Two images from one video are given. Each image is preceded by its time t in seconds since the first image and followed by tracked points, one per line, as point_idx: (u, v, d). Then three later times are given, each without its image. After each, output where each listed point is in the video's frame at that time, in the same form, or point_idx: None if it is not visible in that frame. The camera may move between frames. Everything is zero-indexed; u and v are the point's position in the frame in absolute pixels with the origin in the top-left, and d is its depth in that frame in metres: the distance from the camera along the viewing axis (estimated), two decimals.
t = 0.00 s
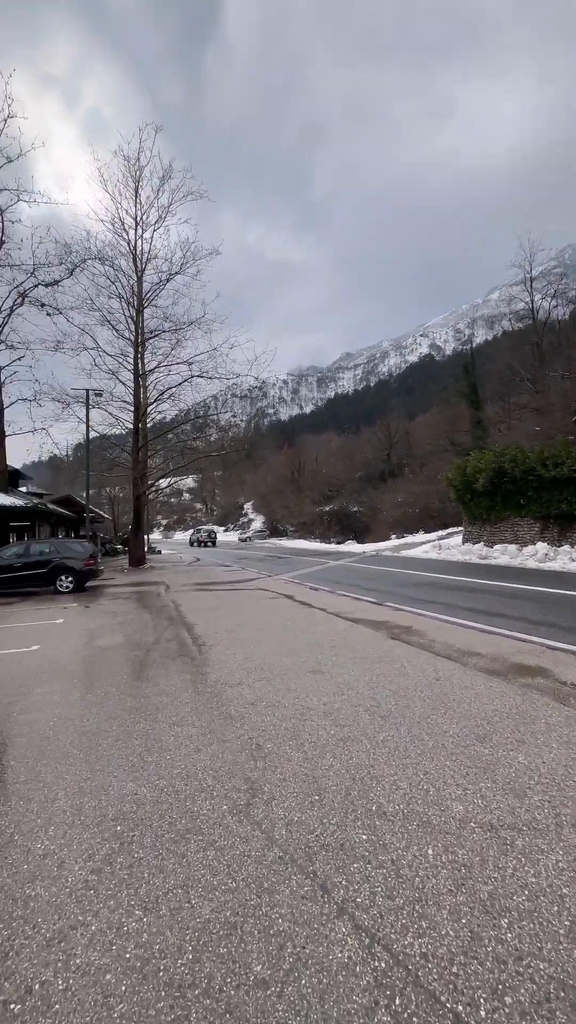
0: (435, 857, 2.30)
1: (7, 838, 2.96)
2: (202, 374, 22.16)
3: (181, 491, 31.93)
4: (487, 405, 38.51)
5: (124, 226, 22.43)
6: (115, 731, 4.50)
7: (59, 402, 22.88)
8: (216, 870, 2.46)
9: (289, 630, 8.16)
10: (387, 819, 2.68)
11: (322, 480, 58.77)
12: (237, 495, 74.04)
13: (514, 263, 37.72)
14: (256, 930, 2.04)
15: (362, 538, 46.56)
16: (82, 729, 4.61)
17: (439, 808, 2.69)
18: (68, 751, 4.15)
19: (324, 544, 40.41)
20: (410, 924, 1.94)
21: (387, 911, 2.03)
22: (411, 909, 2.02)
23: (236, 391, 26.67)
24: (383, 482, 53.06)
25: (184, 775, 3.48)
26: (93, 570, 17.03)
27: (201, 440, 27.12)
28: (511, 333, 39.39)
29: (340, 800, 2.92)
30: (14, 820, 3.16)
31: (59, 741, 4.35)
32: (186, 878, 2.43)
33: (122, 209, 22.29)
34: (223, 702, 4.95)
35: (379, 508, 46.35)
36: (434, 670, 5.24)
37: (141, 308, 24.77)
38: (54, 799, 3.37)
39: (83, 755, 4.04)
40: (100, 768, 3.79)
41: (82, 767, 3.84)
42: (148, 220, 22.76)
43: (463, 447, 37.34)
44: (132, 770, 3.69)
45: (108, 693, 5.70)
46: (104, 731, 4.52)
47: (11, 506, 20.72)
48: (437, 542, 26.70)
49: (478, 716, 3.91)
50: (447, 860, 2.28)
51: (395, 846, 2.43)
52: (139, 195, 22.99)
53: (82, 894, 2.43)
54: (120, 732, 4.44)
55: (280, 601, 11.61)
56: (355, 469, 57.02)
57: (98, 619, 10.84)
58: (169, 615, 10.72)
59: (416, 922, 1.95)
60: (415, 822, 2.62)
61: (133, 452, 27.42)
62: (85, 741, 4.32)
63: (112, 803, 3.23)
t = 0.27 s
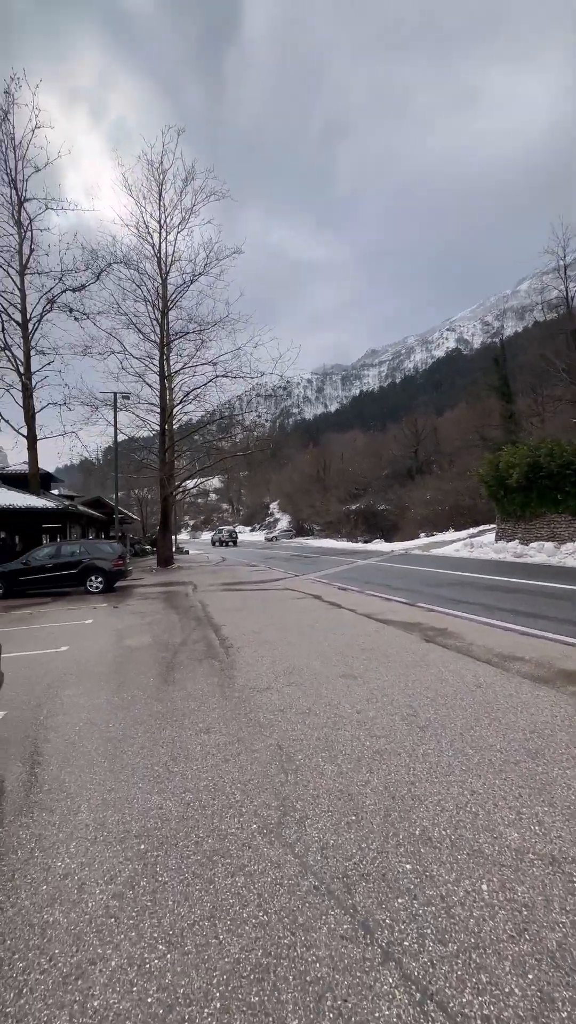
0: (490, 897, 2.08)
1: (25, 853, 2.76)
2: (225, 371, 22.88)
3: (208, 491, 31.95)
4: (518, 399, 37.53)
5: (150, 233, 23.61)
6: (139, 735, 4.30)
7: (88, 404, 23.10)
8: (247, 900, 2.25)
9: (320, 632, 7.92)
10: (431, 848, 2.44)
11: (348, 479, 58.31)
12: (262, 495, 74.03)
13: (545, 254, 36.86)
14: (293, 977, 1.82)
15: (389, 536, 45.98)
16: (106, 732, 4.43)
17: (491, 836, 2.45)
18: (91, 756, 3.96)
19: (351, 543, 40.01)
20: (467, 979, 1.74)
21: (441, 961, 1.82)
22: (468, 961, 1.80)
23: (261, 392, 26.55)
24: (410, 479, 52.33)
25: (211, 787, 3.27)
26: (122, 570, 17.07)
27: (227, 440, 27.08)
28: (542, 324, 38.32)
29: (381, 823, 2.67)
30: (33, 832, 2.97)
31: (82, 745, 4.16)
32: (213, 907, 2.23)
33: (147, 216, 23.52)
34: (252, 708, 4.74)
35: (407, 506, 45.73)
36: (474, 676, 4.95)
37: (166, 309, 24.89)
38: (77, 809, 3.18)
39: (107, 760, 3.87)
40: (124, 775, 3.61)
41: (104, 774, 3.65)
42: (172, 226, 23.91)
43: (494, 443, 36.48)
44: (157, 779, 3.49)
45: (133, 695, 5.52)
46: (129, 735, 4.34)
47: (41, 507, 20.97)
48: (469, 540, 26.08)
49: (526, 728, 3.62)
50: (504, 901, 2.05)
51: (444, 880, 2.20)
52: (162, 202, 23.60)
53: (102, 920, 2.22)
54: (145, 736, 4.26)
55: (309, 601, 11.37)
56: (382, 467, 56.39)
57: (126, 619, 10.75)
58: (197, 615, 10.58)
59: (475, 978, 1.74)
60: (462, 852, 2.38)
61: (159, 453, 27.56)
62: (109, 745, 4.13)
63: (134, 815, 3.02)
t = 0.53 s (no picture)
0: (542, 960, 1.78)
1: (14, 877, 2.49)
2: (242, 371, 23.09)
3: (226, 492, 31.83)
4: (542, 396, 36.64)
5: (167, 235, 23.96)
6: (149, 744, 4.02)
7: (107, 406, 23.14)
8: (256, 947, 1.96)
9: (339, 636, 7.62)
10: (469, 895, 2.13)
11: (367, 479, 57.81)
12: (280, 496, 73.80)
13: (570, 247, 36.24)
14: None
15: (409, 537, 45.38)
16: (114, 740, 4.15)
17: (540, 884, 2.14)
18: (94, 767, 3.68)
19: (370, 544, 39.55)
20: None
21: None
22: None
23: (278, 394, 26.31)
24: (431, 479, 51.62)
25: (221, 808, 2.98)
26: (139, 571, 16.97)
27: (245, 442, 26.91)
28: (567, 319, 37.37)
29: (412, 862, 2.37)
30: (24, 851, 2.69)
31: (88, 756, 3.88)
32: (219, 955, 1.95)
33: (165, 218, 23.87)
34: (267, 718, 4.43)
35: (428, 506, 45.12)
36: (507, 686, 4.61)
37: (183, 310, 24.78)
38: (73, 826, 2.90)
39: (110, 771, 3.60)
40: (126, 789, 3.33)
41: (108, 787, 3.37)
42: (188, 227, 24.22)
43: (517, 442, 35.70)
44: (163, 795, 3.22)
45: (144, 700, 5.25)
46: (137, 743, 4.06)
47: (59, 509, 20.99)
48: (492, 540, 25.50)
49: (569, 750, 3.29)
50: (559, 966, 1.76)
51: (487, 937, 1.90)
52: (179, 203, 23.50)
53: (92, 967, 1.93)
54: (152, 744, 3.99)
55: (328, 604, 11.04)
56: (401, 466, 55.74)
57: (142, 621, 10.56)
58: (214, 617, 10.35)
59: None
60: (503, 901, 2.08)
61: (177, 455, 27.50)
62: (115, 755, 3.85)
63: (137, 838, 2.72)
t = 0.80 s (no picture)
0: None
1: None
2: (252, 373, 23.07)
3: (236, 495, 31.59)
4: (558, 398, 35.96)
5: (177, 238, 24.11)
6: (149, 767, 3.70)
7: (118, 409, 23.01)
8: None
9: (353, 646, 7.29)
10: (518, 978, 1.79)
11: (378, 483, 57.35)
12: (291, 499, 73.49)
13: None
14: None
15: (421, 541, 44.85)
16: (112, 761, 3.83)
17: None
18: (88, 794, 3.36)
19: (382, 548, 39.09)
20: None
21: None
22: None
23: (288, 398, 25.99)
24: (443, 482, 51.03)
25: (225, 850, 2.65)
26: (148, 575, 16.72)
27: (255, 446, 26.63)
28: None
29: (447, 931, 2.02)
30: (3, 898, 2.38)
31: (82, 780, 3.56)
32: None
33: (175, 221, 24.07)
34: (277, 739, 4.10)
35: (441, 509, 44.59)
36: (538, 708, 4.24)
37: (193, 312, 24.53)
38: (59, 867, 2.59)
39: (104, 798, 3.29)
40: (121, 819, 3.02)
41: (101, 818, 3.05)
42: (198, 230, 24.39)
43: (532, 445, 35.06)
44: (161, 829, 2.89)
45: (146, 715, 4.93)
46: (137, 766, 3.74)
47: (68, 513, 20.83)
48: (507, 545, 24.97)
49: None
50: None
51: None
52: (189, 205, 23.19)
53: None
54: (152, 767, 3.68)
55: (341, 610, 10.70)
56: (413, 469, 55.21)
57: (149, 627, 10.27)
58: (223, 624, 10.04)
59: None
60: (558, 987, 1.75)
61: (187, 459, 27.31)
62: (113, 780, 3.53)
63: (129, 886, 2.40)
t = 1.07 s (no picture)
0: None
1: None
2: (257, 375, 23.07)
3: (241, 499, 31.36)
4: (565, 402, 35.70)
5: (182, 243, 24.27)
6: (146, 792, 3.41)
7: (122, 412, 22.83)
8: None
9: (362, 656, 6.99)
10: None
11: (383, 487, 57.01)
12: (295, 503, 73.22)
13: None
14: None
15: (426, 545, 44.53)
16: (106, 785, 3.54)
17: None
18: (79, 824, 3.06)
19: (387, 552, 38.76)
20: None
21: None
22: None
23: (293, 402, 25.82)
24: (448, 486, 50.75)
25: (228, 896, 2.35)
26: (150, 579, 16.49)
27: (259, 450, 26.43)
28: None
29: (492, 1010, 1.72)
30: None
31: (73, 806, 3.27)
32: None
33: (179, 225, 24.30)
34: (284, 760, 3.81)
35: (446, 514, 44.22)
36: (564, 729, 3.96)
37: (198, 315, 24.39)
38: (39, 914, 2.30)
39: (97, 829, 3.00)
40: (114, 855, 2.72)
41: (91, 855, 2.75)
42: (201, 234, 24.57)
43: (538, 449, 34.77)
44: (158, 867, 2.61)
45: (144, 731, 4.64)
46: (133, 790, 3.45)
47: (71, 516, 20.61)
48: (515, 550, 24.64)
49: None
50: None
51: None
52: (193, 209, 23.22)
53: None
54: (151, 792, 3.39)
55: (348, 617, 10.38)
56: (417, 473, 54.94)
57: (151, 634, 9.99)
58: (227, 631, 9.74)
59: None
60: None
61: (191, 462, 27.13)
62: (106, 807, 3.24)
63: (119, 943, 2.10)
